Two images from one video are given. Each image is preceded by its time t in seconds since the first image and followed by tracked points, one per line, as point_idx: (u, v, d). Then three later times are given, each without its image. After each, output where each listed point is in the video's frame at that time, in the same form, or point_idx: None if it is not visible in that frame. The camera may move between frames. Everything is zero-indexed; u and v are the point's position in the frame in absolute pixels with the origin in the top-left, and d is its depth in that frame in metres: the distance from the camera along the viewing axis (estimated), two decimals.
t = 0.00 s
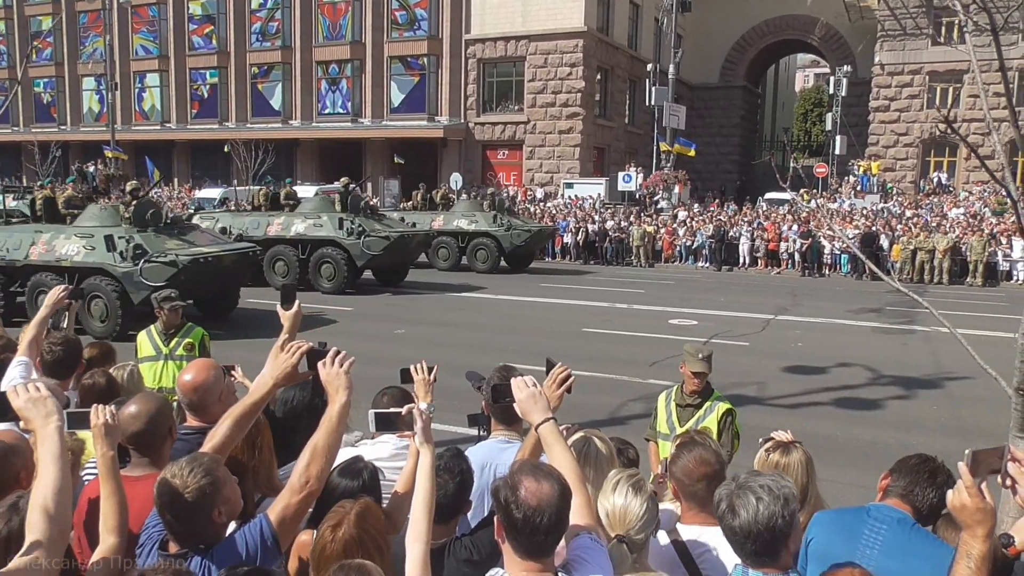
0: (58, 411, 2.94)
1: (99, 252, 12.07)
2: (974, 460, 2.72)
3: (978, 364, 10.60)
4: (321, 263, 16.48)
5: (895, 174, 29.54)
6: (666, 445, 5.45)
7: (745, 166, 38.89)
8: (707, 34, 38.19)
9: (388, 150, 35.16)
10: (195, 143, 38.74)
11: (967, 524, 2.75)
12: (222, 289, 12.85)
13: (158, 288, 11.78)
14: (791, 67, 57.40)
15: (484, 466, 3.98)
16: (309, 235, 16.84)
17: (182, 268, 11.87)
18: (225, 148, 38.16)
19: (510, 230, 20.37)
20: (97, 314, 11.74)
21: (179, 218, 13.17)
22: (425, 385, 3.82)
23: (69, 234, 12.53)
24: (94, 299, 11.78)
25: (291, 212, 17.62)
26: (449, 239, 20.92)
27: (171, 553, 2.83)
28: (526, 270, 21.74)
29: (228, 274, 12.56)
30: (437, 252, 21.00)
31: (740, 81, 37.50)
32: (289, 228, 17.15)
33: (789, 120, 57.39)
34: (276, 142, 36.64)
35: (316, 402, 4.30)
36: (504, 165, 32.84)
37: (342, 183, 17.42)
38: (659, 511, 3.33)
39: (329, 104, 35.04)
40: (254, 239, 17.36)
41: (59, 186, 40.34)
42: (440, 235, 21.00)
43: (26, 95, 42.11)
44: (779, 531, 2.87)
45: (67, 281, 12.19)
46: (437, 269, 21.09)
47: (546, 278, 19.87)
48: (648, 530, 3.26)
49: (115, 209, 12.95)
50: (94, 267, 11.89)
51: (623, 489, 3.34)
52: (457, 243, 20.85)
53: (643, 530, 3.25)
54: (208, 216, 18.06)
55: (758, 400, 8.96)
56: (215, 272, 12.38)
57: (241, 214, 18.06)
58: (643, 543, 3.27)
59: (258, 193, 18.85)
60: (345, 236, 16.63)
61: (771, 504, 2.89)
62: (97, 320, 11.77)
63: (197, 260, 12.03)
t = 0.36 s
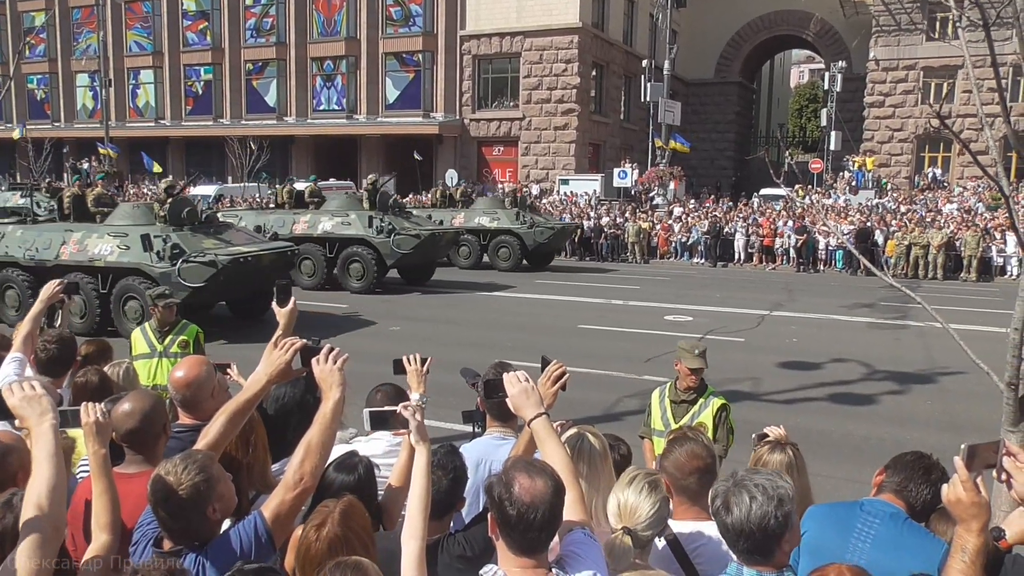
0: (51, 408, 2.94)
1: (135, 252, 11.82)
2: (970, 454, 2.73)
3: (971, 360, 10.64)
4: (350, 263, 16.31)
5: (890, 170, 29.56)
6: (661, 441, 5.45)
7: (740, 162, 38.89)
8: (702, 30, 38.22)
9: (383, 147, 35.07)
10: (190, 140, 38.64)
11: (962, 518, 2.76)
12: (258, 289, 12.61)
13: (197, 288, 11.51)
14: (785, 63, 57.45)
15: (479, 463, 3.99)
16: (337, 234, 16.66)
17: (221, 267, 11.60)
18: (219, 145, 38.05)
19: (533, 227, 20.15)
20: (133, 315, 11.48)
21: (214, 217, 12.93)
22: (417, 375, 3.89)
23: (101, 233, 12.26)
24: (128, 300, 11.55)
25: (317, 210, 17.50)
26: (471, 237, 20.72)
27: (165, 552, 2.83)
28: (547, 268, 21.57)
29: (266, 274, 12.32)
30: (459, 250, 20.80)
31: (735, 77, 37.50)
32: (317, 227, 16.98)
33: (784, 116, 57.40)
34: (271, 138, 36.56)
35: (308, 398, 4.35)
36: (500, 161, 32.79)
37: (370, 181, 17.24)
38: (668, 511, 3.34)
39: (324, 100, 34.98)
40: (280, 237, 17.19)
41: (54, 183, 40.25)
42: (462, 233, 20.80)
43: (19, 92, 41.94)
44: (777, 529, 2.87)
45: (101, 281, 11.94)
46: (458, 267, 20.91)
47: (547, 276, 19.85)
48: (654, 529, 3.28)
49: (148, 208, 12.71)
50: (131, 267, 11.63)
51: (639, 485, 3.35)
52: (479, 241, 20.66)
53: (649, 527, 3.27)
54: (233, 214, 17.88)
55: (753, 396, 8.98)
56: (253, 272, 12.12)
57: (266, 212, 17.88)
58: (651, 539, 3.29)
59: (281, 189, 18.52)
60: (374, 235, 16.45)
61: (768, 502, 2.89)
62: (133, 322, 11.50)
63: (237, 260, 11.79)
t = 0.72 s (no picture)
0: (48, 404, 2.94)
1: (174, 250, 11.49)
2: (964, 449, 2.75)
3: (964, 356, 10.68)
4: (380, 261, 16.13)
5: (885, 167, 29.63)
6: (655, 437, 5.46)
7: (735, 159, 38.92)
8: (697, 28, 38.25)
9: (378, 143, 35.06)
10: (184, 136, 38.55)
11: (956, 514, 2.77)
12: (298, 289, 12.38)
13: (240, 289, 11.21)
14: (780, 59, 57.44)
15: (475, 459, 4.00)
16: (366, 232, 16.52)
17: (265, 267, 11.36)
18: (214, 141, 37.95)
19: (557, 225, 19.99)
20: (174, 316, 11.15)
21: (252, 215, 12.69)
22: (407, 369, 3.90)
23: (137, 231, 11.94)
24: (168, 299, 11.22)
25: (344, 206, 17.48)
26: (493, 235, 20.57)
27: (160, 547, 2.83)
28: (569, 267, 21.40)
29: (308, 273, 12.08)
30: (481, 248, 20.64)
31: (731, 73, 37.51)
32: (345, 224, 16.85)
33: (780, 112, 57.45)
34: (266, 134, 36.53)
35: (302, 395, 4.37)
36: (495, 157, 32.77)
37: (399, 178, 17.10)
38: (672, 506, 3.31)
39: (319, 96, 34.96)
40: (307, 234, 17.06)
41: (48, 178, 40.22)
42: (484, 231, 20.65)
43: (13, 87, 41.82)
44: (774, 527, 2.87)
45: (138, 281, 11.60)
46: (479, 265, 20.74)
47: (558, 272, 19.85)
48: (660, 525, 3.24)
49: (184, 205, 12.39)
50: (171, 266, 11.32)
51: (647, 481, 3.31)
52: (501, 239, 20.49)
53: (655, 523, 3.23)
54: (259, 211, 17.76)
55: (747, 392, 9.00)
56: (295, 271, 11.90)
57: (293, 209, 17.76)
58: (656, 535, 3.27)
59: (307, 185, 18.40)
60: (405, 232, 16.31)
61: (765, 500, 2.90)
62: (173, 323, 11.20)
63: (280, 259, 11.55)
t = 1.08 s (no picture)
0: (45, 400, 2.94)
1: (219, 250, 11.09)
2: (960, 447, 2.77)
3: (959, 354, 10.71)
4: (414, 261, 15.92)
5: (881, 165, 29.73)
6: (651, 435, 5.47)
7: (732, 157, 38.99)
8: (694, 26, 38.28)
9: (374, 140, 35.02)
10: (181, 132, 38.48)
11: (950, 511, 2.80)
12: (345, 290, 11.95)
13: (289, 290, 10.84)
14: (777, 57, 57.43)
15: (471, 457, 4.00)
16: (399, 231, 16.35)
17: (315, 268, 10.95)
18: (210, 137, 37.95)
19: (583, 224, 19.78)
20: (218, 318, 10.79)
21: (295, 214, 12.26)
22: (400, 365, 3.91)
23: (178, 231, 11.55)
24: (214, 302, 10.83)
25: (375, 205, 17.29)
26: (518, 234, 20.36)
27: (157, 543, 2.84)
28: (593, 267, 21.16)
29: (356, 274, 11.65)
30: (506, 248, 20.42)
31: (727, 71, 37.53)
32: (377, 223, 16.71)
33: (776, 110, 57.48)
34: (262, 131, 36.50)
35: (298, 393, 4.39)
36: (491, 155, 32.72)
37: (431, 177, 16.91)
38: (671, 505, 3.32)
39: (316, 93, 34.88)
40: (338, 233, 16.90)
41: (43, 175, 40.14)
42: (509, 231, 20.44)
43: (8, 83, 41.67)
44: (776, 525, 2.88)
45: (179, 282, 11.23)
46: (504, 265, 20.51)
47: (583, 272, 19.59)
48: (659, 522, 3.26)
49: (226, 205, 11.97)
50: (216, 266, 10.96)
51: (649, 480, 3.32)
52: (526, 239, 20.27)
53: (655, 521, 3.24)
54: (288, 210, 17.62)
55: (743, 390, 9.02)
56: (344, 272, 11.49)
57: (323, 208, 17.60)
58: (657, 533, 3.26)
59: (336, 184, 18.38)
60: (440, 232, 16.15)
61: (771, 498, 2.91)
62: (217, 326, 10.81)
63: (329, 260, 11.12)
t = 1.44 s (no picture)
0: (42, 400, 2.94)
1: (270, 253, 10.74)
2: (950, 444, 2.80)
3: (954, 351, 10.75)
4: (451, 262, 15.74)
5: (877, 164, 29.82)
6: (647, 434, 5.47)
7: (728, 155, 39.02)
8: (690, 25, 38.29)
9: (371, 139, 35.01)
10: (177, 131, 38.43)
11: (942, 507, 2.82)
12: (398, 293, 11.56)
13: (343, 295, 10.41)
14: (772, 56, 57.59)
15: (468, 456, 4.00)
16: (436, 231, 16.25)
17: (370, 272, 10.52)
18: (206, 137, 37.94)
19: (611, 223, 19.50)
20: (267, 324, 10.43)
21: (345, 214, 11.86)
22: (394, 361, 3.91)
23: (224, 232, 11.23)
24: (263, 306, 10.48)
25: (408, 205, 17.21)
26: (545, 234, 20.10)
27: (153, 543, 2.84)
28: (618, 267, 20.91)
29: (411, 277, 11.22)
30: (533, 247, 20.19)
31: (723, 70, 37.55)
32: (412, 223, 16.63)
33: (772, 109, 57.67)
34: (258, 130, 36.48)
35: (295, 391, 4.40)
36: (488, 154, 32.71)
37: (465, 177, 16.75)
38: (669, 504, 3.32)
39: (312, 92, 34.85)
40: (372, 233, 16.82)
41: (38, 174, 40.04)
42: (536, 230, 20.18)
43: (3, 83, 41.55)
44: (778, 524, 2.89)
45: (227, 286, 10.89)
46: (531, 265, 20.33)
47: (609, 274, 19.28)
48: (657, 519, 3.25)
49: (273, 205, 11.59)
50: (266, 270, 10.61)
51: (647, 477, 3.30)
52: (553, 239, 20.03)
53: (652, 518, 3.24)
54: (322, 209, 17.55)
55: (740, 388, 9.03)
56: (397, 276, 11.07)
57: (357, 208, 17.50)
58: (654, 530, 3.26)
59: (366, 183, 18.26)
60: (479, 232, 16.03)
61: (776, 496, 2.92)
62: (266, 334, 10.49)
63: (384, 263, 10.71)
